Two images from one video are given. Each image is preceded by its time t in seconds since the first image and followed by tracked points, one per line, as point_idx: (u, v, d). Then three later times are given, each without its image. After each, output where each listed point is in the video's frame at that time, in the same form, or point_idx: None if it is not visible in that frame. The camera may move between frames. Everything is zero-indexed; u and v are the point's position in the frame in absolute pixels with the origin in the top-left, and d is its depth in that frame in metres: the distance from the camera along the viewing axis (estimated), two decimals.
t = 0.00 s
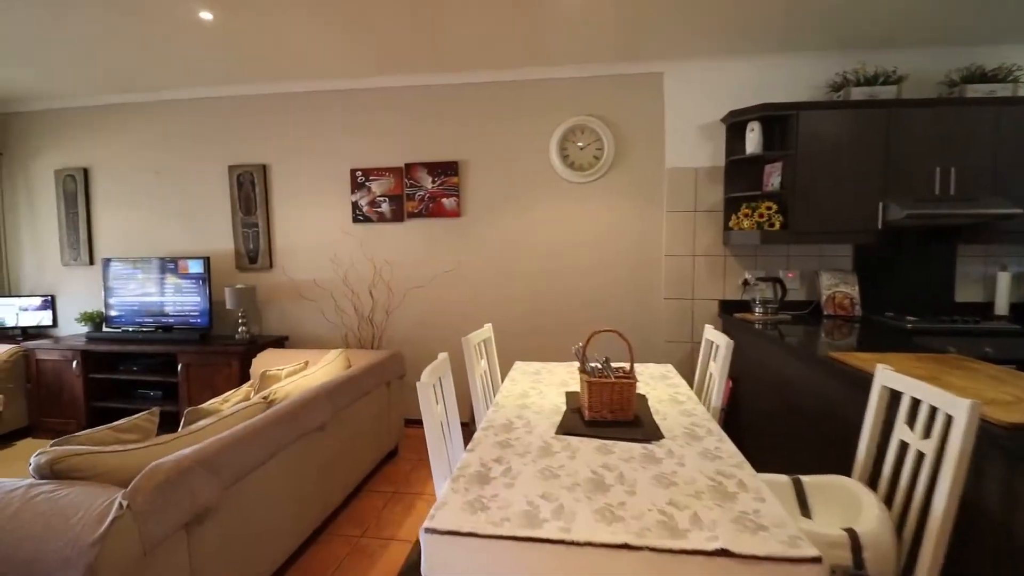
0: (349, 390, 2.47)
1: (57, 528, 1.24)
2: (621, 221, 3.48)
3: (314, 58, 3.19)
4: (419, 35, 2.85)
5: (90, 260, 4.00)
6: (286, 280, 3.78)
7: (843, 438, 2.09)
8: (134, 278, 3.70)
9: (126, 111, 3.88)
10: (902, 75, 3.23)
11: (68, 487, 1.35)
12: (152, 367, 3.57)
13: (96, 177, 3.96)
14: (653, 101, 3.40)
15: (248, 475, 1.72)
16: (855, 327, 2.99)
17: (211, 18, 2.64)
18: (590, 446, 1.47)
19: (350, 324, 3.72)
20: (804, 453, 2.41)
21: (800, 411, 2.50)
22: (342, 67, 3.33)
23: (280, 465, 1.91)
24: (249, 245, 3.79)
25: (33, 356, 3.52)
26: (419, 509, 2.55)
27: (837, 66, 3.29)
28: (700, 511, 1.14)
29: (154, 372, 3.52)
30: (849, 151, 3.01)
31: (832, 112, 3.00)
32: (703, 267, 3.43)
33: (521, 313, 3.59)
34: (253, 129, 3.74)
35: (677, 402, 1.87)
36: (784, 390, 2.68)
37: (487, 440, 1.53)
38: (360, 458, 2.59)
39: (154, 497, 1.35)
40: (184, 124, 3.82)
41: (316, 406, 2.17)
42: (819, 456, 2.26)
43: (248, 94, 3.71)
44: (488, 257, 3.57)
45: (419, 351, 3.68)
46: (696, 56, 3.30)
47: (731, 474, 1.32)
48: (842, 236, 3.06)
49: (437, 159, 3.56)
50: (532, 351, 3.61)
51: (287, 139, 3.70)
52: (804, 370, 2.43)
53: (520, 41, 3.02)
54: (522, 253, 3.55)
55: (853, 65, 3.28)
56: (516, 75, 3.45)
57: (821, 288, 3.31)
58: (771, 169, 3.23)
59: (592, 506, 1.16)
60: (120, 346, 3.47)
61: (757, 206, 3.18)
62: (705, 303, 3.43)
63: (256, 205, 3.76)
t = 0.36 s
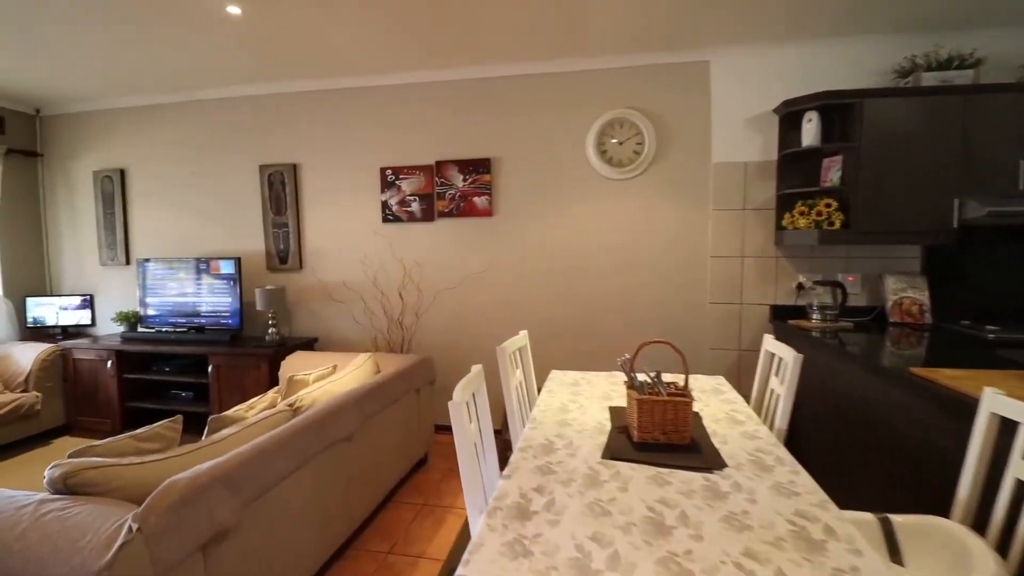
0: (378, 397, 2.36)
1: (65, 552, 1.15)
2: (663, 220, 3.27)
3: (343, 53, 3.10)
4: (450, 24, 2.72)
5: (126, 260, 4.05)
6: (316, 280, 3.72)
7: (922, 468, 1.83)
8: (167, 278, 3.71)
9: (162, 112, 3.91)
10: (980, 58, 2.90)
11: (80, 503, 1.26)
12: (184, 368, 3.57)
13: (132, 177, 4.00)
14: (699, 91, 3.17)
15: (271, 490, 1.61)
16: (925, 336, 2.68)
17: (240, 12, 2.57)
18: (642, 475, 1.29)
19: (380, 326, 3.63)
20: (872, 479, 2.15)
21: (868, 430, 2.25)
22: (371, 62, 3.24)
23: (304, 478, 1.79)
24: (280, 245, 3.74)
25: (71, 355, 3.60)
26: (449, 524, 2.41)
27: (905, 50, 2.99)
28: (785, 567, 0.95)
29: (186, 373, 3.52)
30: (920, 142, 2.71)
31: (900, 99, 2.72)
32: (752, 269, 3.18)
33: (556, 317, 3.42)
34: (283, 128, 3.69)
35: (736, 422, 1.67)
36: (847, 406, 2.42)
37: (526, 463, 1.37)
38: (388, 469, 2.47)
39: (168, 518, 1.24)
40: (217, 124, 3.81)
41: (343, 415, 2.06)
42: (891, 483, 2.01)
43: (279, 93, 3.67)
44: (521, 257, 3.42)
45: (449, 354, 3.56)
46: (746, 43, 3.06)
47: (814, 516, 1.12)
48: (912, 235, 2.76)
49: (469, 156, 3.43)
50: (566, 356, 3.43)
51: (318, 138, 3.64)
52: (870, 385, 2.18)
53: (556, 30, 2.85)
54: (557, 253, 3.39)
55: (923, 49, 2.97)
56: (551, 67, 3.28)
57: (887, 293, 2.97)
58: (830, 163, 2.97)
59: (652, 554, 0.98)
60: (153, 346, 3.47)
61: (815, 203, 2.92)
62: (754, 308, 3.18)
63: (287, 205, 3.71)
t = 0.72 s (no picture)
0: (414, 401, 2.27)
1: (90, 565, 1.10)
2: (714, 217, 3.05)
3: (381, 49, 3.05)
4: (489, 15, 2.62)
5: (175, 259, 4.16)
6: (354, 280, 3.69)
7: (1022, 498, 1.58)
8: (213, 277, 3.77)
9: (209, 114, 3.99)
10: None
11: (108, 511, 1.22)
12: (227, 366, 3.61)
13: (180, 179, 4.11)
14: (756, 78, 2.94)
15: (302, 499, 1.54)
16: (1016, 347, 2.35)
17: (279, 9, 2.54)
18: (707, 505, 1.13)
19: (417, 327, 3.56)
20: (959, 510, 1.89)
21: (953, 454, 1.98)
22: (410, 57, 3.17)
23: (336, 487, 1.72)
24: (320, 245, 3.74)
25: (122, 351, 3.73)
26: (486, 537, 2.30)
27: (996, 25, 2.65)
28: None
29: (229, 371, 3.56)
30: (1015, 128, 2.38)
31: (989, 80, 2.40)
32: (815, 270, 2.91)
33: (598, 320, 3.27)
34: (324, 127, 3.69)
35: (811, 444, 1.48)
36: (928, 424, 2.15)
37: (573, 485, 1.23)
38: (425, 476, 2.38)
39: (194, 531, 1.17)
40: (259, 125, 3.85)
41: (377, 421, 1.97)
42: (980, 516, 1.77)
43: (320, 92, 3.66)
44: (562, 257, 3.28)
45: (487, 357, 3.45)
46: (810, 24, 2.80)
47: (922, 566, 0.93)
48: (1003, 234, 2.44)
49: (509, 152, 3.31)
50: (609, 361, 3.27)
51: (357, 136, 3.61)
52: (961, 404, 1.91)
53: (602, 17, 2.69)
54: (600, 253, 3.23)
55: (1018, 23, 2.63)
56: (595, 57, 3.13)
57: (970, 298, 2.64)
58: (904, 154, 2.68)
59: None
60: (198, 344, 3.53)
61: (888, 199, 2.65)
62: (817, 313, 2.91)
63: (327, 205, 3.70)
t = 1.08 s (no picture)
0: (451, 409, 2.17)
1: None
2: (775, 215, 2.81)
3: (420, 46, 2.98)
4: (529, 5, 2.50)
5: (224, 259, 4.27)
6: (393, 281, 3.66)
7: None
8: (259, 277, 3.83)
9: (255, 117, 4.06)
10: None
11: (130, 522, 1.17)
12: (271, 365, 3.65)
13: (229, 181, 4.21)
14: (824, 61, 2.67)
15: (331, 513, 1.47)
16: None
17: (318, 8, 2.52)
18: (778, 551, 0.97)
19: (456, 329, 3.48)
20: None
21: None
22: (449, 52, 3.09)
23: (367, 500, 1.64)
24: (360, 245, 3.73)
25: (174, 348, 3.85)
26: (525, 553, 2.17)
27: None
28: None
29: (272, 370, 3.60)
30: None
31: None
32: (891, 274, 2.62)
33: (644, 325, 3.08)
34: (365, 127, 3.67)
35: (903, 479, 1.27)
36: None
37: (620, 516, 1.10)
38: (461, 486, 2.28)
39: (215, 549, 1.11)
40: (303, 126, 3.88)
41: (411, 429, 1.88)
42: None
43: (361, 92, 3.65)
44: (607, 258, 3.12)
45: (527, 362, 3.33)
46: None
47: None
48: None
49: (551, 149, 3.18)
50: (657, 369, 3.08)
51: (397, 136, 3.57)
52: None
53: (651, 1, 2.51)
54: (647, 254, 3.04)
55: None
56: (644, 46, 2.95)
57: None
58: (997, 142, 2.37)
59: None
60: (243, 343, 3.59)
61: (979, 194, 2.34)
62: (893, 321, 2.62)
63: (367, 205, 3.68)
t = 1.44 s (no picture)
0: (485, 419, 2.06)
1: None
2: (844, 214, 2.54)
3: (458, 41, 2.90)
4: None
5: (272, 260, 4.36)
6: (432, 282, 3.60)
7: None
8: (302, 278, 3.88)
9: (301, 120, 4.12)
10: None
11: (148, 535, 1.13)
12: (313, 365, 3.68)
13: (276, 183, 4.29)
14: (903, 40, 2.38)
15: (355, 532, 1.39)
16: None
17: (355, 5, 2.49)
18: None
19: (495, 333, 3.39)
20: None
21: None
22: (488, 47, 3.00)
23: (395, 517, 1.56)
24: (400, 246, 3.69)
25: (223, 347, 3.96)
26: None
27: None
28: None
29: (314, 370, 3.63)
30: None
31: None
32: (984, 279, 2.29)
33: (694, 333, 2.88)
34: (405, 127, 3.63)
35: (1016, 530, 1.05)
36: None
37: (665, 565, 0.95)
38: (496, 500, 2.17)
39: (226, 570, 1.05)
40: (345, 127, 3.90)
41: (442, 441, 1.79)
42: None
43: (402, 91, 3.62)
44: (654, 260, 2.94)
45: (568, 368, 3.19)
46: None
47: None
48: None
49: (595, 145, 3.02)
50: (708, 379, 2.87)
51: (437, 135, 3.51)
52: None
53: None
54: (698, 256, 2.84)
55: None
56: (696, 33, 2.75)
57: None
58: None
59: None
60: (286, 343, 3.64)
61: None
62: (986, 333, 2.30)
63: (407, 206, 3.64)
